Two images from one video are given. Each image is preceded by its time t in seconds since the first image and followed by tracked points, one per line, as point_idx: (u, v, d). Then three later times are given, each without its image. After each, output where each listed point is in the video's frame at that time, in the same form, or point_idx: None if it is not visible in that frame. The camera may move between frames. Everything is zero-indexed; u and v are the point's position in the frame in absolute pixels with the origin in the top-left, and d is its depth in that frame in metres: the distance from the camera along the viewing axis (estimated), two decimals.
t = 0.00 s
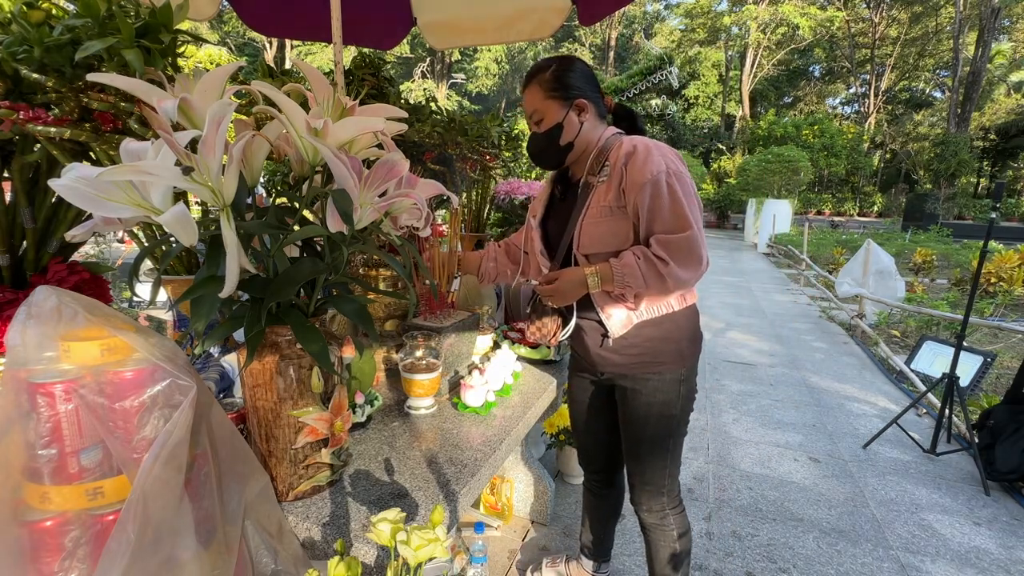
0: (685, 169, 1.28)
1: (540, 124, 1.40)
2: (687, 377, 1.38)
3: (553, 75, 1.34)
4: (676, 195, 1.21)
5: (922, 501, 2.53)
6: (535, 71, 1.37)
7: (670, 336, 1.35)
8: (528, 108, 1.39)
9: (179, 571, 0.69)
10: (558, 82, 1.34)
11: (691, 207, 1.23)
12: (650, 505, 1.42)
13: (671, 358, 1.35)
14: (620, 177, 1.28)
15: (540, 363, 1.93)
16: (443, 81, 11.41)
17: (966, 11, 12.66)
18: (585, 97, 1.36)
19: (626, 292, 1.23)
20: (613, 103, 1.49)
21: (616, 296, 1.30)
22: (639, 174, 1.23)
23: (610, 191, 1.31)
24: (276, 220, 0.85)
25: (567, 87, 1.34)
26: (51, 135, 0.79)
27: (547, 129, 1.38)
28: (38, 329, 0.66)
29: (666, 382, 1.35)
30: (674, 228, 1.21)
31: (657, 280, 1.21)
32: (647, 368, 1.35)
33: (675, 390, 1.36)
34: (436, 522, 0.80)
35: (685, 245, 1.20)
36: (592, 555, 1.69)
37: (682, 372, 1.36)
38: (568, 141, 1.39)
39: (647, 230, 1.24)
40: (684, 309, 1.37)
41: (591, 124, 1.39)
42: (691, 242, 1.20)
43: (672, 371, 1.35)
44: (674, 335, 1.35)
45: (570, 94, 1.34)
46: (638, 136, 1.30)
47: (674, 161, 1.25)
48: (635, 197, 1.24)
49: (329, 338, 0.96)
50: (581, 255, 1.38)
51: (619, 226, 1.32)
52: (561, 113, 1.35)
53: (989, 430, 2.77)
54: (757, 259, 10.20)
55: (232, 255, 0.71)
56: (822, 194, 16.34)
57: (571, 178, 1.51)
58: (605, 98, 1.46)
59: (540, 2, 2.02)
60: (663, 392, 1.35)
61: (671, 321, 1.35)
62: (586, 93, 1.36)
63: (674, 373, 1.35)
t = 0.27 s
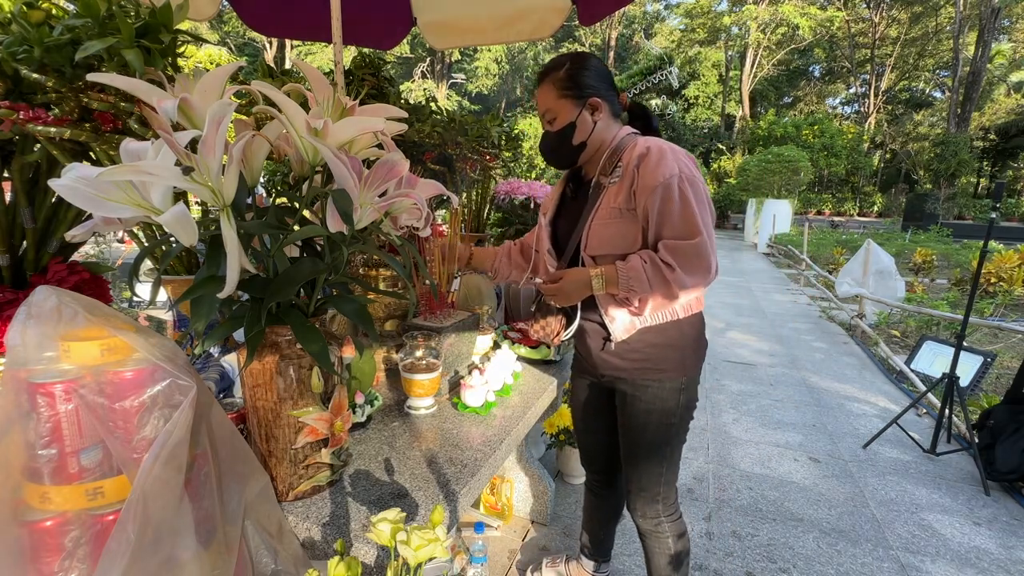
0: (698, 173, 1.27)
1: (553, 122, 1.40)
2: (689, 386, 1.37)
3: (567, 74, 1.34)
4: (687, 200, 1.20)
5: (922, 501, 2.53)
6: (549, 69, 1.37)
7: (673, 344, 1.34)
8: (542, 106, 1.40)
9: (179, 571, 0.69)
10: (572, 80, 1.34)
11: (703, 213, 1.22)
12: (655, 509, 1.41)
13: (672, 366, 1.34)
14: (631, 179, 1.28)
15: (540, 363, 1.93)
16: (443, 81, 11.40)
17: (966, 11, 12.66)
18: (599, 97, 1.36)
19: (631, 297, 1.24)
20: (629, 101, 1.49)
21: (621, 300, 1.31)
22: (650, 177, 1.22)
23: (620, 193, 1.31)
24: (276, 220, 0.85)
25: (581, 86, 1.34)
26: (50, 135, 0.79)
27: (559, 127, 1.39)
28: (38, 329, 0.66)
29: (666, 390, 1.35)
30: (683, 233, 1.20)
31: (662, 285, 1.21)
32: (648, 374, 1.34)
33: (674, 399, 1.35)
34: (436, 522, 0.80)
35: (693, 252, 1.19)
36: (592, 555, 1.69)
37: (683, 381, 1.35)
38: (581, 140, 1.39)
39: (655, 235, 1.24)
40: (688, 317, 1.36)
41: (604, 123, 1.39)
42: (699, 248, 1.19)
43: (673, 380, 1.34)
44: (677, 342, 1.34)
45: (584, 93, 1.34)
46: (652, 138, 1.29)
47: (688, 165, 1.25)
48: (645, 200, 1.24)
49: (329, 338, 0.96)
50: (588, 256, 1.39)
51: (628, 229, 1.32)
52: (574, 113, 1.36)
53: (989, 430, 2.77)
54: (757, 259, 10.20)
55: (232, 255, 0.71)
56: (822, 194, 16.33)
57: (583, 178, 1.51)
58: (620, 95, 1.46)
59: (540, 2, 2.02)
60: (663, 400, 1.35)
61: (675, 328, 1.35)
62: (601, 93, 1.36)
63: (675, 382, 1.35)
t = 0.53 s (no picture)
0: (721, 181, 1.22)
1: (580, 114, 1.40)
2: (696, 400, 1.34)
3: (595, 65, 1.34)
4: (701, 208, 1.17)
5: (922, 501, 2.53)
6: (578, 59, 1.37)
7: (680, 355, 1.32)
8: (569, 97, 1.40)
9: (179, 571, 0.69)
10: (600, 72, 1.34)
11: (717, 224, 1.18)
12: (655, 510, 1.41)
13: (677, 378, 1.32)
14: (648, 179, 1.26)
15: (540, 363, 1.93)
16: (443, 81, 11.39)
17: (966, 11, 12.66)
18: (628, 89, 1.36)
19: (630, 300, 1.24)
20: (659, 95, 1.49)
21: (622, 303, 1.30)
22: (666, 179, 1.20)
23: (637, 192, 1.30)
24: (276, 220, 0.85)
25: (609, 79, 1.34)
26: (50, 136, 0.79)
27: (584, 121, 1.40)
28: (38, 329, 0.66)
29: (670, 402, 1.34)
30: (692, 242, 1.18)
31: (663, 293, 1.20)
32: (652, 385, 1.33)
33: (679, 413, 1.34)
34: (436, 522, 0.80)
35: (699, 263, 1.16)
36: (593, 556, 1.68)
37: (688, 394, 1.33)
38: (607, 134, 1.40)
39: (665, 240, 1.22)
40: (697, 329, 1.33)
41: (631, 119, 1.38)
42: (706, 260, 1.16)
43: (678, 392, 1.33)
44: (683, 354, 1.32)
45: (612, 86, 1.34)
46: (677, 138, 1.26)
47: (710, 171, 1.20)
48: (658, 203, 1.22)
49: (329, 338, 0.96)
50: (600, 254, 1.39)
51: (638, 232, 1.30)
52: (600, 106, 1.37)
53: (989, 430, 2.77)
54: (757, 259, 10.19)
55: (232, 255, 0.71)
56: (822, 194, 16.33)
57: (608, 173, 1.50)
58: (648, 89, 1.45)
59: (540, 3, 2.03)
60: (667, 412, 1.34)
61: (683, 339, 1.32)
62: (629, 86, 1.36)
63: (680, 394, 1.33)
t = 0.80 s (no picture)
0: (745, 191, 1.14)
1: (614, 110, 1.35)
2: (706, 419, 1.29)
3: (632, 56, 1.28)
4: (707, 216, 1.10)
5: (922, 501, 2.53)
6: (614, 49, 1.31)
7: (691, 370, 1.27)
8: (603, 91, 1.35)
9: (179, 571, 0.69)
10: (637, 65, 1.28)
11: (723, 235, 1.10)
12: (656, 511, 1.41)
13: (685, 395, 1.28)
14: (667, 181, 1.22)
15: (540, 363, 1.93)
16: (443, 81, 11.40)
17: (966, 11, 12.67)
18: (666, 83, 1.30)
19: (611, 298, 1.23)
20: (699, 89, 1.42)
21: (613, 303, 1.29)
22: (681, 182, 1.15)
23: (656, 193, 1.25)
24: (276, 220, 0.85)
25: (646, 72, 1.28)
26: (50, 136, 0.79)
27: (618, 117, 1.35)
28: (38, 329, 0.66)
29: (679, 418, 1.30)
30: (688, 250, 1.12)
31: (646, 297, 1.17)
32: (658, 398, 1.31)
33: (687, 430, 1.30)
34: (436, 522, 0.80)
35: (686, 272, 1.11)
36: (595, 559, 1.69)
37: (699, 411, 1.29)
38: (643, 131, 1.35)
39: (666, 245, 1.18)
40: (711, 343, 1.27)
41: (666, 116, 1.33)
42: (695, 272, 1.11)
43: (686, 408, 1.29)
44: (694, 370, 1.27)
45: (649, 80, 1.29)
46: (708, 139, 1.19)
47: (732, 179, 1.12)
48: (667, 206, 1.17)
49: (329, 338, 0.96)
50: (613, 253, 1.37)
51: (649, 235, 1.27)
52: (637, 100, 1.31)
53: (989, 430, 2.77)
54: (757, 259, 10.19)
55: (232, 255, 0.71)
56: (822, 194, 16.33)
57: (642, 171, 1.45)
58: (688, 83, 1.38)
59: (540, 2, 2.02)
60: (673, 427, 1.31)
61: (696, 354, 1.27)
62: (668, 81, 1.30)
63: (689, 411, 1.29)
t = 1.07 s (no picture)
0: (766, 198, 1.11)
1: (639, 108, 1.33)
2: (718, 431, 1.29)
3: (661, 53, 1.25)
4: (719, 219, 1.09)
5: (922, 501, 2.53)
6: (640, 46, 1.28)
7: (705, 380, 1.27)
8: (628, 88, 1.33)
9: (179, 571, 0.69)
10: (666, 61, 1.25)
11: (734, 242, 1.08)
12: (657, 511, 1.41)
13: (698, 405, 1.28)
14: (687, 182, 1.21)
15: (540, 363, 1.93)
16: (443, 81, 11.40)
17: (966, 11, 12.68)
18: (696, 81, 1.27)
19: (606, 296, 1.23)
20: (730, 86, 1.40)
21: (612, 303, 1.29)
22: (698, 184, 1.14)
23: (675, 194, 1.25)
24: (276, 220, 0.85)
25: (675, 69, 1.25)
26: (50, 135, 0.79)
27: (643, 115, 1.33)
28: (38, 329, 0.66)
29: (690, 428, 1.30)
30: (694, 253, 1.11)
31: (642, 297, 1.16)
32: (669, 407, 1.31)
33: (697, 441, 1.30)
34: (436, 522, 0.80)
35: (684, 274, 1.11)
36: (598, 560, 1.69)
37: (711, 423, 1.29)
38: (668, 129, 1.33)
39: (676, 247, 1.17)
40: (727, 355, 1.26)
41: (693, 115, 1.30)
42: (698, 275, 1.09)
43: (697, 419, 1.29)
44: (709, 382, 1.26)
45: (678, 77, 1.26)
46: (734, 142, 1.17)
47: (752, 184, 1.10)
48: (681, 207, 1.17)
49: (329, 338, 0.96)
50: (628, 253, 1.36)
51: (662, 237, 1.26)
52: (665, 99, 1.29)
53: (989, 430, 2.77)
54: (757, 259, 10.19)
55: (231, 255, 0.71)
56: (822, 194, 16.33)
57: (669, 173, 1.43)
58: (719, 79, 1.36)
59: (540, 3, 2.02)
60: (683, 436, 1.31)
61: (711, 364, 1.26)
62: (697, 78, 1.27)
63: (700, 422, 1.29)
